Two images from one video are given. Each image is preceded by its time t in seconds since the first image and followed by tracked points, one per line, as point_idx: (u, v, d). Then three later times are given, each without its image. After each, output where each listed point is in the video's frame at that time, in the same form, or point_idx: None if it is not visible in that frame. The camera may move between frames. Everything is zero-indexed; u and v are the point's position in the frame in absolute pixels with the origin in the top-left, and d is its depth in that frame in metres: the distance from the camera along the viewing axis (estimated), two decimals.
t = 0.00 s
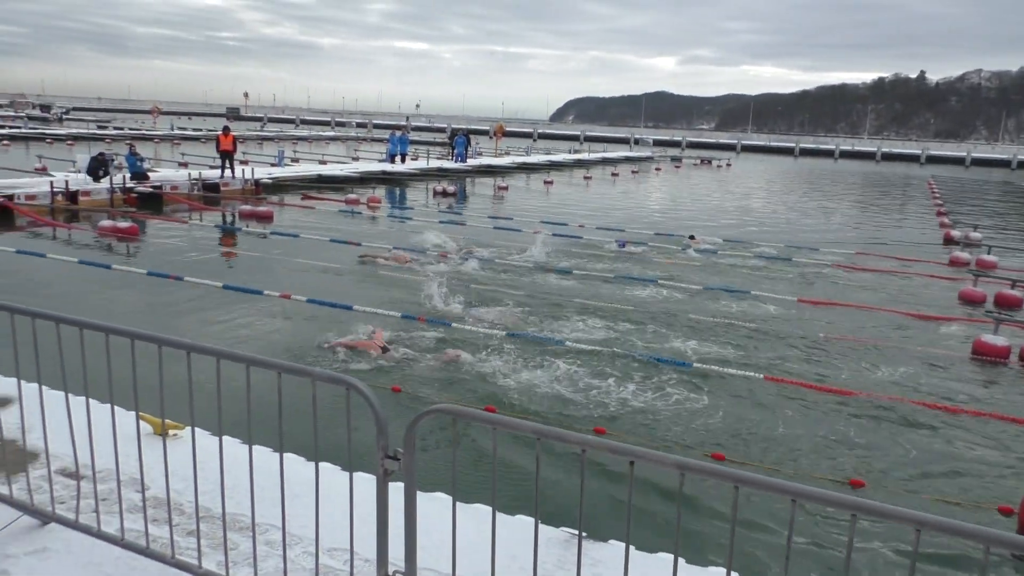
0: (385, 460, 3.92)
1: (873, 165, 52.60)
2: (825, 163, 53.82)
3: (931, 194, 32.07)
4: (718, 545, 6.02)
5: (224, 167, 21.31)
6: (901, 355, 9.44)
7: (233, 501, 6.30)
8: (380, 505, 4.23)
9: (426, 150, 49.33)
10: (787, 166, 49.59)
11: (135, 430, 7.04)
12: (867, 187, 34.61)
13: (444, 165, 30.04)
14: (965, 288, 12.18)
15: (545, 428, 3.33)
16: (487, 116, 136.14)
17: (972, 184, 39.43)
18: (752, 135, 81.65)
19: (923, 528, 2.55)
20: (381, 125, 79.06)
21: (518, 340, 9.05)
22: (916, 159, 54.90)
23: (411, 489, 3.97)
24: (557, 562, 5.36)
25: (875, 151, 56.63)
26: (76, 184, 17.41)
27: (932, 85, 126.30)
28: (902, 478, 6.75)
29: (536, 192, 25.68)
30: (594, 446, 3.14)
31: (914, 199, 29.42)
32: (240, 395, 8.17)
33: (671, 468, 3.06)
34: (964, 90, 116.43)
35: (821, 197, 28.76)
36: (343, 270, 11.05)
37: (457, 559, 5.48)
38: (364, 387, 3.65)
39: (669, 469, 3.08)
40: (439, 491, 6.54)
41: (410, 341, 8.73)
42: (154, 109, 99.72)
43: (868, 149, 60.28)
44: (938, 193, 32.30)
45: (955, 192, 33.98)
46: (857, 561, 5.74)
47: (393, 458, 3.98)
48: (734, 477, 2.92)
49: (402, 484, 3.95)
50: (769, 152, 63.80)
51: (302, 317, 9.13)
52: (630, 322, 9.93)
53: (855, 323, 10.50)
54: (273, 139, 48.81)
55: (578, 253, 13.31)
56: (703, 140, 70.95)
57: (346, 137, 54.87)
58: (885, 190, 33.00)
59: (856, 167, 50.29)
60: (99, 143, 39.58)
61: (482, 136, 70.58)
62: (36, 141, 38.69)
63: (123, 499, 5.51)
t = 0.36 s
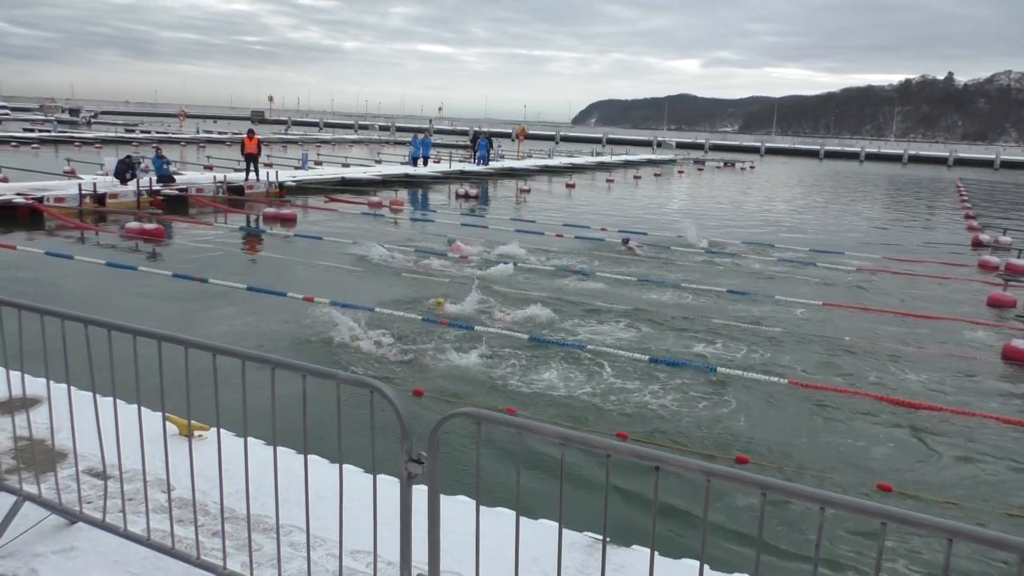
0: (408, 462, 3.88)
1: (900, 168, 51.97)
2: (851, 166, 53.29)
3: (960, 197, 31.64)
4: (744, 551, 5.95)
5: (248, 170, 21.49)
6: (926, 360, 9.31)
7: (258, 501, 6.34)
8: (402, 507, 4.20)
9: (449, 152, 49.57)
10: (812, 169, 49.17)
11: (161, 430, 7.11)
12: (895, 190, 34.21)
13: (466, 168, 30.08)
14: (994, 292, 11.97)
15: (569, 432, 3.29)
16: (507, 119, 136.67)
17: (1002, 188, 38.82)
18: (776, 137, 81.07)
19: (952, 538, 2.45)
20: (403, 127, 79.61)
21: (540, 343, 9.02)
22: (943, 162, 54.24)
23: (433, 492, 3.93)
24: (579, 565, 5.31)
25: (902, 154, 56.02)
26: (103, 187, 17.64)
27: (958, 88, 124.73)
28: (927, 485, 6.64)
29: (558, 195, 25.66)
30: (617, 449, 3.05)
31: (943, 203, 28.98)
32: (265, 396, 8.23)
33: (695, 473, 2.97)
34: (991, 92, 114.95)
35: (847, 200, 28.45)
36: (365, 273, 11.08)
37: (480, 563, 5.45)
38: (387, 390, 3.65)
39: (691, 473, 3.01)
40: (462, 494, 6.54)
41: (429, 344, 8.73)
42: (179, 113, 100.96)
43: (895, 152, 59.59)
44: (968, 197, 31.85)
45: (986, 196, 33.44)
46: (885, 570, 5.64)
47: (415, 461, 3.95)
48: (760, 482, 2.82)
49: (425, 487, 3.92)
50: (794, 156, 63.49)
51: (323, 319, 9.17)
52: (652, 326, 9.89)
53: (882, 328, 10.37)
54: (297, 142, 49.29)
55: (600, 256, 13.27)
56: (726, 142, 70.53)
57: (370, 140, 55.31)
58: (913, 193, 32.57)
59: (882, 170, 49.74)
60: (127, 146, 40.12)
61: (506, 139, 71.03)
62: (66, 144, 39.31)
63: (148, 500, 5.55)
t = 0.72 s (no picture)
0: (429, 462, 3.87)
1: (926, 169, 51.29)
2: (875, 167, 52.69)
3: (989, 198, 31.16)
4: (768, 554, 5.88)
5: (271, 171, 21.69)
6: (954, 364, 9.17)
7: (280, 500, 6.36)
8: (424, 507, 4.18)
9: (470, 153, 49.69)
10: (836, 170, 48.69)
11: (185, 429, 7.16)
12: (921, 191, 33.76)
13: (487, 169, 30.07)
14: None
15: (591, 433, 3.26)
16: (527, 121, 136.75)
17: None
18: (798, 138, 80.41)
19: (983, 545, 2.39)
20: (423, 129, 79.95)
21: (560, 344, 8.99)
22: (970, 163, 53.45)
23: (454, 491, 3.91)
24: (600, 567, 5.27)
25: (927, 155, 55.31)
26: (129, 187, 17.84)
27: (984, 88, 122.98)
28: (954, 490, 6.52)
29: (579, 196, 25.61)
30: (639, 451, 3.00)
31: (972, 204, 28.54)
32: (287, 396, 8.27)
33: (719, 476, 2.91)
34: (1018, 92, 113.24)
35: (872, 202, 28.13)
36: (385, 273, 11.11)
37: (501, 563, 5.43)
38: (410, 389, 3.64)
39: (713, 475, 2.96)
40: (483, 494, 6.53)
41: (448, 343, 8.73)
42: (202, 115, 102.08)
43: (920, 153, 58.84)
44: (997, 198, 31.36)
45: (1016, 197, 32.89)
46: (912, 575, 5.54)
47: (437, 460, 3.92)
48: (785, 485, 2.76)
49: (446, 486, 3.90)
50: (817, 157, 62.91)
51: (344, 318, 9.21)
52: (675, 327, 9.83)
53: (907, 331, 10.22)
54: (320, 143, 49.67)
55: (622, 256, 13.23)
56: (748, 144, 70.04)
57: (392, 141, 55.60)
58: (940, 195, 32.12)
59: (908, 171, 49.14)
60: (154, 147, 40.63)
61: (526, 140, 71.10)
62: (94, 145, 39.88)
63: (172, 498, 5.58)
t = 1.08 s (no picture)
0: (450, 467, 3.85)
1: (954, 174, 50.56)
2: (902, 172, 52.04)
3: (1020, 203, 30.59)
4: (794, 564, 5.79)
5: (295, 177, 21.88)
6: (982, 371, 9.00)
7: (303, 504, 6.38)
8: (446, 514, 4.15)
9: (492, 159, 49.85)
10: (861, 174, 48.17)
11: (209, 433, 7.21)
12: (950, 196, 33.27)
13: (509, 174, 30.13)
14: None
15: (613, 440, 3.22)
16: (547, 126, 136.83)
17: None
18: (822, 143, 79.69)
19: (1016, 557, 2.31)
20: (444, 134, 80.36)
21: (582, 350, 8.96)
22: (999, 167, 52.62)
23: (477, 498, 3.88)
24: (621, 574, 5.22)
25: (954, 159, 54.56)
26: (155, 193, 18.10)
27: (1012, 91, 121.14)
28: (982, 500, 6.38)
29: (602, 201, 25.56)
30: (662, 460, 2.95)
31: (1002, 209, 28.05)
32: (310, 400, 8.31)
33: (745, 486, 2.86)
34: None
35: (899, 207, 27.77)
36: (407, 279, 11.15)
37: (523, 570, 5.39)
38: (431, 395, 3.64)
39: (737, 484, 2.91)
40: (505, 501, 6.51)
41: (468, 348, 8.75)
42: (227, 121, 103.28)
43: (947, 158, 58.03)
44: None
45: None
46: None
47: (459, 466, 3.90)
48: (813, 495, 2.70)
49: (468, 493, 3.88)
50: (842, 161, 62.36)
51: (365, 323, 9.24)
52: (697, 333, 9.77)
53: (934, 337, 10.06)
54: (343, 149, 50.10)
55: (645, 262, 13.18)
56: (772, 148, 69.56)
57: (414, 147, 55.94)
58: (970, 200, 31.62)
59: (935, 175, 48.48)
60: (180, 154, 41.18)
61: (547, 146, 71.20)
62: (122, 152, 40.52)
63: (197, 501, 5.62)
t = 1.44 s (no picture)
0: (473, 476, 3.80)
1: (981, 180, 49.92)
2: (927, 178, 51.48)
3: None
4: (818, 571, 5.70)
5: (317, 185, 22.08)
6: (1009, 380, 8.85)
7: (325, 511, 6.39)
8: (468, 523, 4.11)
9: (512, 166, 49.93)
10: (886, 181, 47.67)
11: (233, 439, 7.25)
12: (978, 203, 32.78)
13: (530, 182, 30.16)
14: None
15: (635, 448, 3.17)
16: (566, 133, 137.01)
17: None
18: (846, 149, 79.09)
19: None
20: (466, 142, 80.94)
21: (602, 358, 8.94)
22: None
23: (498, 506, 3.84)
24: None
25: (981, 166, 53.85)
26: (180, 201, 18.32)
27: None
28: (1010, 513, 6.24)
29: (623, 209, 25.51)
30: (685, 469, 2.91)
31: None
32: (333, 408, 8.34)
33: (768, 494, 2.80)
34: None
35: (926, 214, 27.42)
36: (428, 285, 11.18)
37: None
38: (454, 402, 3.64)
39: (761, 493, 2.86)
40: (527, 509, 6.49)
41: (488, 356, 8.75)
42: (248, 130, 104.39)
43: (973, 164, 57.26)
44: None
45: None
46: None
47: (481, 474, 3.84)
48: (838, 506, 2.63)
49: (489, 501, 3.84)
50: (866, 168, 61.78)
51: (388, 331, 9.27)
52: (719, 341, 9.72)
53: (961, 345, 9.92)
54: (365, 157, 50.51)
55: (666, 269, 13.15)
56: (793, 155, 69.07)
57: (436, 155, 56.22)
58: (998, 207, 31.14)
59: (961, 182, 47.87)
60: (204, 163, 41.65)
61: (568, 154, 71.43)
62: (147, 160, 41.07)
63: (220, 507, 5.64)
